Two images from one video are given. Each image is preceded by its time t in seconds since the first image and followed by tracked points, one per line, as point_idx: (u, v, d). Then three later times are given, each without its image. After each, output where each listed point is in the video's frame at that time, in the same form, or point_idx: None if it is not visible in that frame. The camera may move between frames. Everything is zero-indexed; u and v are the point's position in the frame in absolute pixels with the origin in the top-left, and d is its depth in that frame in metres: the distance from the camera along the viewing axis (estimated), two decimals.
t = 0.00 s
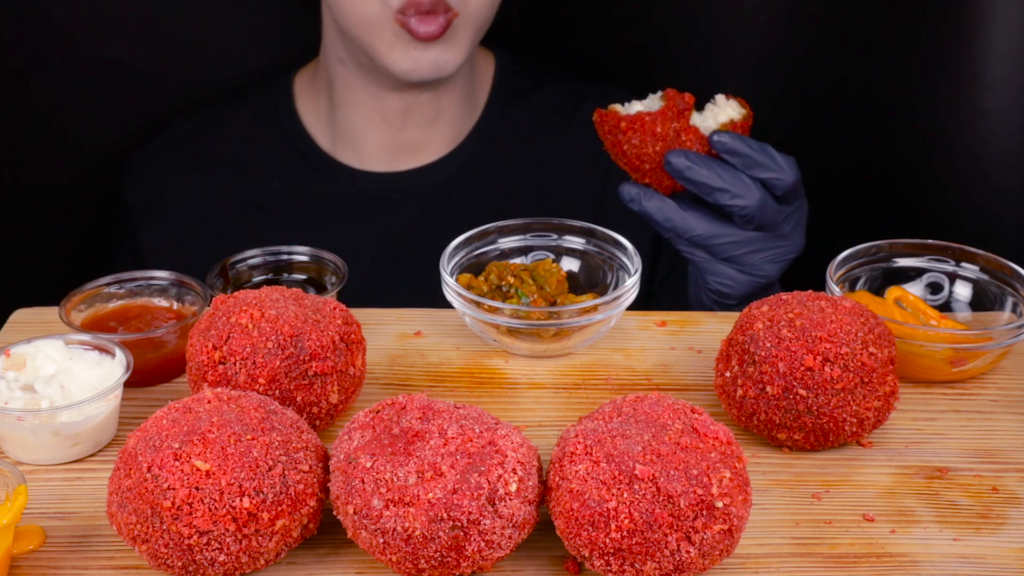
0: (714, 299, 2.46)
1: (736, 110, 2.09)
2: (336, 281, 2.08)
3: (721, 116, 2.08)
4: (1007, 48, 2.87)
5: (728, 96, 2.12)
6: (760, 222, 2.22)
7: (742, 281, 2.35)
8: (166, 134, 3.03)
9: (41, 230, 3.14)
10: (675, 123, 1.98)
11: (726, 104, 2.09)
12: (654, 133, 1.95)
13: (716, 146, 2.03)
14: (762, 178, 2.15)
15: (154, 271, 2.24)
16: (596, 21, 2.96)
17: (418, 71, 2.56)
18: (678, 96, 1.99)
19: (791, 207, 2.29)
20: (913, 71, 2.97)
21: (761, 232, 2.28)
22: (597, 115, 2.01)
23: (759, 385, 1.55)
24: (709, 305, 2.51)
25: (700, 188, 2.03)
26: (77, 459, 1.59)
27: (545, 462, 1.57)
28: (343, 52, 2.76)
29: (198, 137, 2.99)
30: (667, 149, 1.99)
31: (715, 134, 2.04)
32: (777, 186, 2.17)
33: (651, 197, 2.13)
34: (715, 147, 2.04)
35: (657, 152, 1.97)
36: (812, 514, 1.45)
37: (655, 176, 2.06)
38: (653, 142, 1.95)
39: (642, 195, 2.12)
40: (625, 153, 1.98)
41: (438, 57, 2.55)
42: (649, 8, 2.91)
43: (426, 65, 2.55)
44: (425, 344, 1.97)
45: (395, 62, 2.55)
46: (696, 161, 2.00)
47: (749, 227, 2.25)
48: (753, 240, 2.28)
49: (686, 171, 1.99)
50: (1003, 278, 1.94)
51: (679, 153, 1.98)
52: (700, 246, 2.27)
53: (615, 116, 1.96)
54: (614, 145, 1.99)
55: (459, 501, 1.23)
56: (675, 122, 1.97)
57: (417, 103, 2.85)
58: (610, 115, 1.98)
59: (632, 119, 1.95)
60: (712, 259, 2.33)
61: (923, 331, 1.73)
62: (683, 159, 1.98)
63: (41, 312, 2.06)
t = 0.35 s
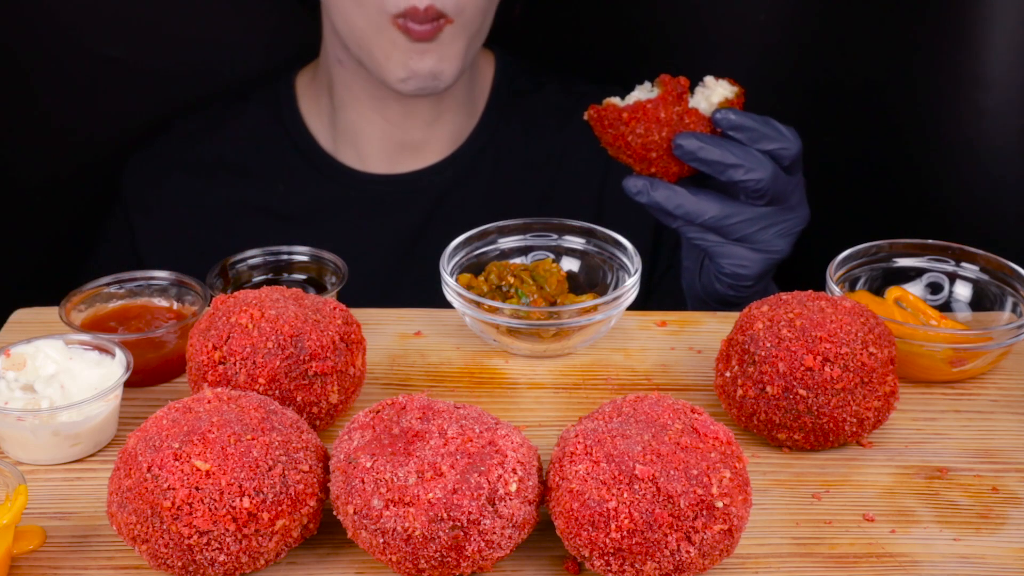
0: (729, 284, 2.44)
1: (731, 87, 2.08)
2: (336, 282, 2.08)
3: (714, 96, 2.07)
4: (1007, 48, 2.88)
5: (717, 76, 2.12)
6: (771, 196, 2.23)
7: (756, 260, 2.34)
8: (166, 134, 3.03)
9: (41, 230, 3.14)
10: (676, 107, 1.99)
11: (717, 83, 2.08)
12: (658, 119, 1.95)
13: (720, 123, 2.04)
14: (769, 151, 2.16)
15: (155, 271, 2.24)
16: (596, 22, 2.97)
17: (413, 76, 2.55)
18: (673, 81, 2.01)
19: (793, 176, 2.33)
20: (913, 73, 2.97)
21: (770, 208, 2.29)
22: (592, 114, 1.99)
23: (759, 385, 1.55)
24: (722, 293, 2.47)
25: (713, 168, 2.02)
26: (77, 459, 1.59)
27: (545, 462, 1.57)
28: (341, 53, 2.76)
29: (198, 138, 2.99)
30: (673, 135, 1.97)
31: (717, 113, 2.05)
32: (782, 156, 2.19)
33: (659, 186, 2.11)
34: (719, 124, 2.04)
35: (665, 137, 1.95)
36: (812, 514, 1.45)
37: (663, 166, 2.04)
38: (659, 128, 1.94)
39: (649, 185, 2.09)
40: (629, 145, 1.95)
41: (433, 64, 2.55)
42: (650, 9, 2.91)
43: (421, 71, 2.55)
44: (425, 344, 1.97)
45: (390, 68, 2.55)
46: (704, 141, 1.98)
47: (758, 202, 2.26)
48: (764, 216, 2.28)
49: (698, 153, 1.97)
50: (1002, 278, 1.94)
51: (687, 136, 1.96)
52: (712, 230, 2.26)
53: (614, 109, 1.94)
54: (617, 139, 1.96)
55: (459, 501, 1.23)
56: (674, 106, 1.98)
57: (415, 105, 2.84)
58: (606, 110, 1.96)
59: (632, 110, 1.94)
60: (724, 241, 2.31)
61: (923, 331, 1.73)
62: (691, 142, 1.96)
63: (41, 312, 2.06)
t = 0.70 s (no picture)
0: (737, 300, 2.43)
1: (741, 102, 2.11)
2: (336, 281, 2.08)
3: (724, 113, 2.08)
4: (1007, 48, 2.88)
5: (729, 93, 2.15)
6: (783, 213, 2.23)
7: (766, 277, 2.35)
8: (166, 134, 3.03)
9: (42, 230, 3.14)
10: (688, 124, 1.99)
11: (728, 99, 2.10)
12: (670, 137, 1.95)
13: (732, 140, 2.06)
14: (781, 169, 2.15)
15: (155, 271, 2.24)
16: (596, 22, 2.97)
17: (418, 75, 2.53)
18: (684, 98, 2.01)
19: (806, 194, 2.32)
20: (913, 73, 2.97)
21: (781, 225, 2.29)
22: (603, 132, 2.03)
23: (758, 385, 1.55)
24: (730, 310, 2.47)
25: (724, 187, 2.03)
26: (77, 459, 1.59)
27: (545, 462, 1.57)
28: (347, 54, 2.74)
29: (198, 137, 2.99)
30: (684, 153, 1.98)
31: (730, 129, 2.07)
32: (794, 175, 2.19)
33: (669, 204, 2.09)
34: (731, 142, 2.07)
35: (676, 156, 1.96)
36: (812, 514, 1.45)
37: (676, 185, 2.05)
38: (671, 147, 1.95)
39: (660, 203, 2.07)
40: (641, 163, 1.96)
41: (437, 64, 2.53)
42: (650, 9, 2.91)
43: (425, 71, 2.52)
44: (425, 344, 1.97)
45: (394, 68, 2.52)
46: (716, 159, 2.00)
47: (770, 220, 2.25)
48: (775, 234, 2.28)
49: (709, 171, 1.98)
50: (1003, 278, 1.94)
51: (699, 153, 1.98)
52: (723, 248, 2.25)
53: (625, 126, 1.98)
54: (628, 157, 1.98)
55: (459, 501, 1.23)
56: (686, 124, 1.98)
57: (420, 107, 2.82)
58: (617, 128, 1.99)
59: (644, 128, 1.95)
60: (735, 259, 2.31)
61: (923, 331, 1.73)
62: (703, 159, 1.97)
63: (41, 312, 2.06)
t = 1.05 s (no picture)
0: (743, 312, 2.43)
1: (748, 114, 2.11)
2: (336, 281, 2.08)
3: (732, 124, 2.09)
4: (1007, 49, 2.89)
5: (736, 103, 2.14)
6: (789, 227, 2.21)
7: (771, 290, 2.34)
8: (166, 134, 3.04)
9: (42, 230, 3.14)
10: (695, 135, 1.99)
11: (736, 110, 2.10)
12: (676, 148, 1.95)
13: (739, 152, 2.05)
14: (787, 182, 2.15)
15: (155, 271, 2.25)
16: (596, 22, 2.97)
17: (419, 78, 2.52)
18: (692, 108, 2.01)
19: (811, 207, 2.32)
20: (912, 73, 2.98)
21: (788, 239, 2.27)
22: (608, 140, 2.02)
23: (758, 385, 1.55)
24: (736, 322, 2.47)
25: (729, 197, 2.02)
26: (77, 459, 1.59)
27: (545, 462, 1.57)
28: (351, 57, 2.73)
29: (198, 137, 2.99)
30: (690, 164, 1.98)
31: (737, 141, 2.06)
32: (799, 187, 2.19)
33: (675, 215, 2.09)
34: (739, 153, 2.05)
35: (682, 166, 1.96)
36: (812, 514, 1.45)
37: (681, 195, 2.05)
38: (677, 157, 1.96)
39: (666, 214, 2.08)
40: (647, 173, 1.97)
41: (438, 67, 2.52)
42: (650, 10, 2.91)
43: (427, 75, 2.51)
44: (425, 344, 1.97)
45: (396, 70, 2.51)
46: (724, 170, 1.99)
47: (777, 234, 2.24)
48: (782, 248, 2.26)
49: (715, 183, 1.98)
50: (1003, 278, 1.94)
51: (706, 164, 1.97)
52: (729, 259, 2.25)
53: (631, 136, 1.97)
54: (634, 166, 1.98)
55: (459, 501, 1.23)
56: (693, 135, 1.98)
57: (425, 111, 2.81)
58: (624, 137, 1.98)
59: (651, 137, 1.96)
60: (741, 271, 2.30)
61: (923, 331, 1.73)
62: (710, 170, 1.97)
63: (40, 312, 2.06)
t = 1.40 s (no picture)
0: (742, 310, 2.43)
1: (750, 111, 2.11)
2: (336, 282, 2.08)
3: (733, 121, 2.09)
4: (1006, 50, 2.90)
5: (737, 101, 2.15)
6: (789, 224, 2.21)
7: (770, 288, 2.34)
8: (167, 134, 3.04)
9: (42, 229, 3.14)
10: (696, 131, 2.00)
11: (736, 108, 2.10)
12: (677, 144, 1.95)
13: (740, 149, 2.04)
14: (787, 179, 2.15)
15: (155, 271, 2.24)
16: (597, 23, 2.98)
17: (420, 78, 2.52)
18: (693, 105, 2.02)
19: (811, 204, 2.33)
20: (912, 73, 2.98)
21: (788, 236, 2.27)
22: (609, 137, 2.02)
23: (759, 385, 1.55)
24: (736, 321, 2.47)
25: (728, 193, 2.02)
26: (77, 459, 1.59)
27: (545, 462, 1.57)
28: (351, 56, 2.73)
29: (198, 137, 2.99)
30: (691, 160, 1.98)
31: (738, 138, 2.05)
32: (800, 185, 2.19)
33: (675, 211, 2.09)
34: (739, 150, 2.05)
35: (683, 163, 1.96)
36: (812, 514, 1.45)
37: (682, 191, 2.05)
38: (678, 153, 1.95)
39: (666, 210, 2.08)
40: (647, 169, 1.97)
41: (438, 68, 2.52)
42: (650, 10, 2.91)
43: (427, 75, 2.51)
44: (425, 344, 1.97)
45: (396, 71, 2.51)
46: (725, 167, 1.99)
47: (776, 231, 2.24)
48: (781, 245, 2.26)
49: (716, 179, 1.98)
50: (1003, 278, 1.94)
51: (706, 161, 1.97)
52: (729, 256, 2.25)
53: (632, 133, 1.97)
54: (635, 162, 1.97)
55: (459, 501, 1.23)
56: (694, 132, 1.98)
57: (425, 110, 2.81)
58: (625, 134, 1.98)
59: (651, 134, 1.95)
60: (740, 269, 2.30)
61: (923, 331, 1.74)
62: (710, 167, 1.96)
63: (41, 312, 2.06)
